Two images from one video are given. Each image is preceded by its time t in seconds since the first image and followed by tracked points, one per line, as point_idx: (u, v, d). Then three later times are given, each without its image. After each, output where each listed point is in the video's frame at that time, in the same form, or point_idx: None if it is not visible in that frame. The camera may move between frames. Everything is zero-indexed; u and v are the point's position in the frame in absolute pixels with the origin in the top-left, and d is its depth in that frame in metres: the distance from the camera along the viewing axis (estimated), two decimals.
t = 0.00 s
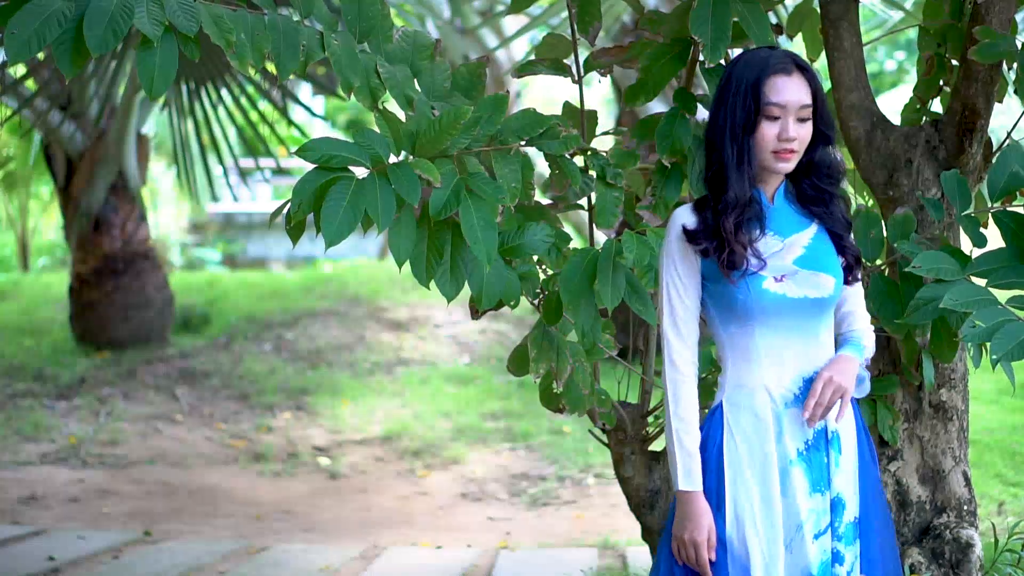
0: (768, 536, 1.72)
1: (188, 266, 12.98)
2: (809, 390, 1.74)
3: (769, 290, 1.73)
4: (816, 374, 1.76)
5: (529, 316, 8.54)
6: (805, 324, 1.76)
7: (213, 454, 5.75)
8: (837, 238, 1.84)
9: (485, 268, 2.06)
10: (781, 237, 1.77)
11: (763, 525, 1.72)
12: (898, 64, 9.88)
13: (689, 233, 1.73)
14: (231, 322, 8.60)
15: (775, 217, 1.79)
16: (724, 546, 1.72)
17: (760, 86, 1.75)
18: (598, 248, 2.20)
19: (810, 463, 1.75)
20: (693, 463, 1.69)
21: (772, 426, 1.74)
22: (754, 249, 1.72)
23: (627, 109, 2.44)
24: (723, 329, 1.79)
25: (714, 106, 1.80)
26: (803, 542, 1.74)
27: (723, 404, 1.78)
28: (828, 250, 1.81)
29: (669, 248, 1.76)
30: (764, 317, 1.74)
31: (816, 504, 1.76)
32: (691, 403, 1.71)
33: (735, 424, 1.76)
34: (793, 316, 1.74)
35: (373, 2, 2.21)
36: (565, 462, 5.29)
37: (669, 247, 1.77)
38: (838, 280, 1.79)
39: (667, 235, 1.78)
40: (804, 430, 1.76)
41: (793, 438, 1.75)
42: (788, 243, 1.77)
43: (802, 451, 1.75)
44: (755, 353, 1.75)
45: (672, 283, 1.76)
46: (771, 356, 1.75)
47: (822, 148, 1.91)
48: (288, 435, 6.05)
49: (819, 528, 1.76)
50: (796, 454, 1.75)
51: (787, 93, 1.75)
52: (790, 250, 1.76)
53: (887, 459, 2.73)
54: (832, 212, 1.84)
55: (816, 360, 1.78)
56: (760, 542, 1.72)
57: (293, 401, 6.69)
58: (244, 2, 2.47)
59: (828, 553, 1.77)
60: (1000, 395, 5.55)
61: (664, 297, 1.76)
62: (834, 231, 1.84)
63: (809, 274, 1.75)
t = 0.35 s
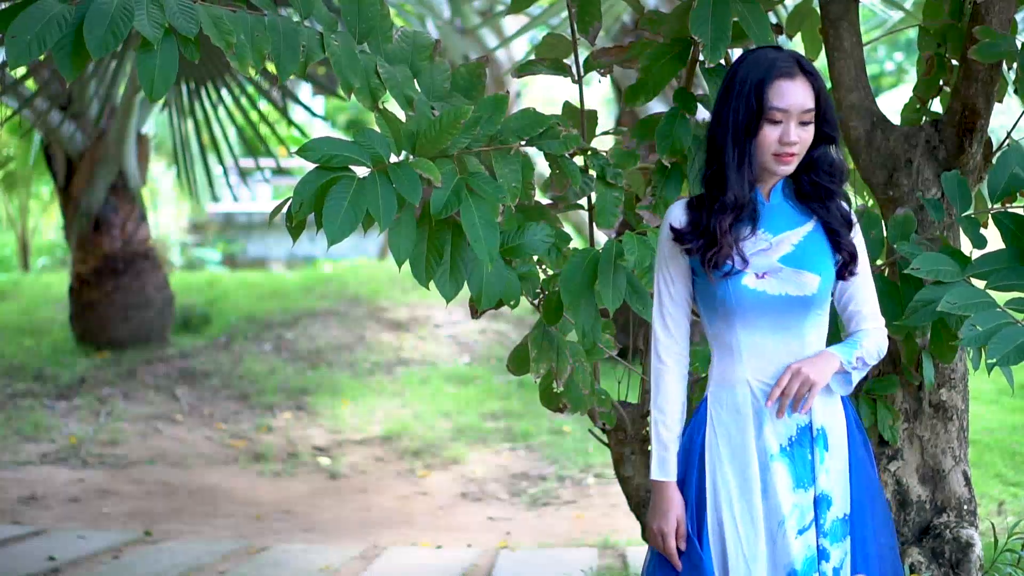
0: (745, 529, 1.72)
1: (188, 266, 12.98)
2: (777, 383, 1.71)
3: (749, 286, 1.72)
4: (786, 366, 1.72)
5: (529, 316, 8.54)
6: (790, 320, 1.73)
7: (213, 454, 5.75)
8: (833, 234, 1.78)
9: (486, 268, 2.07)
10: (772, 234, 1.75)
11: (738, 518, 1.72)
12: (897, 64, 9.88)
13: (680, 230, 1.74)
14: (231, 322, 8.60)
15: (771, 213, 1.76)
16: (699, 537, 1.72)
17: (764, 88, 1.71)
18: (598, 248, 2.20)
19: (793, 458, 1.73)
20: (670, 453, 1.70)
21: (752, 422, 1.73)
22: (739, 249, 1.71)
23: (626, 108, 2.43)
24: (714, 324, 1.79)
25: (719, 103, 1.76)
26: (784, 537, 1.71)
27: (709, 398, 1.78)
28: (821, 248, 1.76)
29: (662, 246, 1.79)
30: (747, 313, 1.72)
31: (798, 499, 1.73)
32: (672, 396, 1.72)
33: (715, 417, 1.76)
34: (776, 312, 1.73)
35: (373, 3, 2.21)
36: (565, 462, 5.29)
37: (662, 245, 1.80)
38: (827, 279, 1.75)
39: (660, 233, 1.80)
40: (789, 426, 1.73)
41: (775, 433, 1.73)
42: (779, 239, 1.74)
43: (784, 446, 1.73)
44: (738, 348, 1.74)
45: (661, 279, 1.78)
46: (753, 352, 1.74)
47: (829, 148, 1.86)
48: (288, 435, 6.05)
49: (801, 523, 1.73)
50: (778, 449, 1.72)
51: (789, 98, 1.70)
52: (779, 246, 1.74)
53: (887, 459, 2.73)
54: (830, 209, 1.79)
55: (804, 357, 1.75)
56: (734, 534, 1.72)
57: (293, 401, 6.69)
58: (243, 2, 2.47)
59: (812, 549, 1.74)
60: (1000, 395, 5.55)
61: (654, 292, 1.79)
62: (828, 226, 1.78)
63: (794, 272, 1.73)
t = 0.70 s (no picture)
0: (727, 520, 1.72)
1: (188, 266, 12.98)
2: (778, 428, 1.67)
3: (740, 285, 1.72)
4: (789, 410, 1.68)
5: (529, 316, 8.54)
6: (780, 320, 1.72)
7: (213, 454, 5.75)
8: (830, 234, 1.75)
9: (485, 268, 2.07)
10: (768, 232, 1.74)
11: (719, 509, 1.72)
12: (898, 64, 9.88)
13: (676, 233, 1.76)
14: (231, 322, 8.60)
15: (769, 212, 1.75)
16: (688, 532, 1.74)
17: (759, 94, 1.69)
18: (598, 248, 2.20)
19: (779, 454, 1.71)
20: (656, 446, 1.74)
21: (738, 418, 1.73)
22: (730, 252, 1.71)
23: (626, 107, 2.43)
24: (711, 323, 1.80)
25: (718, 109, 1.76)
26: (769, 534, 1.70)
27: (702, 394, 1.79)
28: (817, 249, 1.74)
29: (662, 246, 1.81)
30: (737, 310, 1.73)
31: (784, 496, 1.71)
32: (663, 388, 1.76)
33: (704, 411, 1.76)
34: (766, 312, 1.72)
35: (373, 2, 2.21)
36: (565, 462, 5.29)
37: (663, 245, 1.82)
38: (821, 279, 1.73)
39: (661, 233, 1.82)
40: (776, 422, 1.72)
41: (761, 429, 1.72)
42: (774, 238, 1.73)
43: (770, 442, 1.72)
44: (728, 345, 1.75)
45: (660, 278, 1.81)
46: (743, 349, 1.74)
47: (834, 146, 1.82)
48: (288, 435, 6.05)
49: (787, 520, 1.71)
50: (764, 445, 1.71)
51: (784, 104, 1.68)
52: (774, 245, 1.73)
53: (888, 459, 2.72)
54: (829, 209, 1.76)
55: (796, 357, 1.73)
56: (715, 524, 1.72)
57: (293, 400, 6.69)
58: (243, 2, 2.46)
59: (799, 546, 1.72)
60: (999, 395, 5.55)
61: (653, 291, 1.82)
62: (826, 226, 1.75)
63: (786, 272, 1.71)
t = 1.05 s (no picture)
0: (715, 516, 1.72)
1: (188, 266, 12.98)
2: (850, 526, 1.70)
3: (737, 285, 1.72)
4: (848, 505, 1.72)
5: (529, 316, 8.54)
6: (773, 321, 1.73)
7: (213, 454, 5.75)
8: (829, 234, 1.73)
9: (485, 268, 2.07)
10: (768, 232, 1.73)
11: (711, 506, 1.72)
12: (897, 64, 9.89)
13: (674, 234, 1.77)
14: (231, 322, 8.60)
15: (768, 212, 1.75)
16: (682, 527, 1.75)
17: (750, 98, 1.69)
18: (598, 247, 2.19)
19: (768, 452, 1.72)
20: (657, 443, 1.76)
21: (729, 414, 1.73)
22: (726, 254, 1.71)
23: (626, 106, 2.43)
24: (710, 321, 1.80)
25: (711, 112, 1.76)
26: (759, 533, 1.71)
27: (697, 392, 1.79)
28: (817, 248, 1.73)
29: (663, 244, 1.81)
30: (733, 309, 1.74)
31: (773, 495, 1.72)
32: (664, 383, 1.76)
33: (695, 407, 1.77)
34: (762, 312, 1.73)
35: (373, 2, 2.21)
36: (565, 462, 5.29)
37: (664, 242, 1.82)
38: (818, 281, 1.72)
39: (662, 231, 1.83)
40: (767, 421, 1.73)
41: (752, 425, 1.73)
42: (773, 238, 1.73)
43: (761, 439, 1.73)
44: (721, 342, 1.76)
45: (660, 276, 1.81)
46: (737, 346, 1.75)
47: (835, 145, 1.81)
48: (287, 435, 6.05)
49: (774, 516, 1.73)
50: (755, 442, 1.73)
51: (776, 107, 1.68)
52: (773, 245, 1.72)
53: (888, 458, 2.73)
54: (829, 208, 1.75)
55: (788, 355, 1.75)
56: (705, 520, 1.73)
57: (293, 400, 6.68)
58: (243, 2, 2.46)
59: (784, 543, 1.74)
60: (999, 395, 5.55)
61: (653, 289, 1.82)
62: (826, 227, 1.74)
63: (782, 272, 1.71)
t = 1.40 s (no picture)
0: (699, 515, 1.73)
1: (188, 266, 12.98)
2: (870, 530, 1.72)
3: (730, 285, 1.73)
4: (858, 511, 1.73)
5: (529, 316, 8.54)
6: (768, 322, 1.74)
7: (213, 454, 5.75)
8: (828, 233, 1.73)
9: (485, 268, 2.06)
10: (763, 232, 1.73)
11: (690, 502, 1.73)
12: (897, 64, 9.89)
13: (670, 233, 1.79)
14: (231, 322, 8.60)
15: (765, 213, 1.75)
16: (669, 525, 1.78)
17: (746, 98, 1.69)
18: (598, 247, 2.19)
19: (755, 452, 1.73)
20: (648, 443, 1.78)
21: (717, 413, 1.75)
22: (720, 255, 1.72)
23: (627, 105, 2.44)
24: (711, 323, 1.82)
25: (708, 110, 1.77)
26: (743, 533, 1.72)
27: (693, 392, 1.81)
28: (813, 247, 1.73)
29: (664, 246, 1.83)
30: (726, 309, 1.75)
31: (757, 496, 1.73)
32: (660, 382, 1.78)
33: (688, 406, 1.78)
34: (758, 311, 1.73)
35: (373, 2, 2.20)
36: (564, 462, 5.29)
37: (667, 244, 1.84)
38: (812, 280, 1.72)
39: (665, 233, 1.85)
40: (754, 422, 1.73)
41: (738, 426, 1.74)
42: (768, 238, 1.73)
43: (748, 440, 1.73)
44: (718, 340, 1.78)
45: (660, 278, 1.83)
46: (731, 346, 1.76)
47: (834, 145, 1.80)
48: (287, 435, 6.05)
49: (757, 516, 1.73)
50: (741, 442, 1.73)
51: (771, 107, 1.68)
52: (767, 245, 1.72)
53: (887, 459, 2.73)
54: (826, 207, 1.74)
55: (781, 356, 1.74)
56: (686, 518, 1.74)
57: (293, 400, 6.68)
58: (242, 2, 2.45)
59: (768, 542, 1.73)
60: (999, 395, 5.55)
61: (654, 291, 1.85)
62: (824, 226, 1.73)
63: (776, 271, 1.71)
